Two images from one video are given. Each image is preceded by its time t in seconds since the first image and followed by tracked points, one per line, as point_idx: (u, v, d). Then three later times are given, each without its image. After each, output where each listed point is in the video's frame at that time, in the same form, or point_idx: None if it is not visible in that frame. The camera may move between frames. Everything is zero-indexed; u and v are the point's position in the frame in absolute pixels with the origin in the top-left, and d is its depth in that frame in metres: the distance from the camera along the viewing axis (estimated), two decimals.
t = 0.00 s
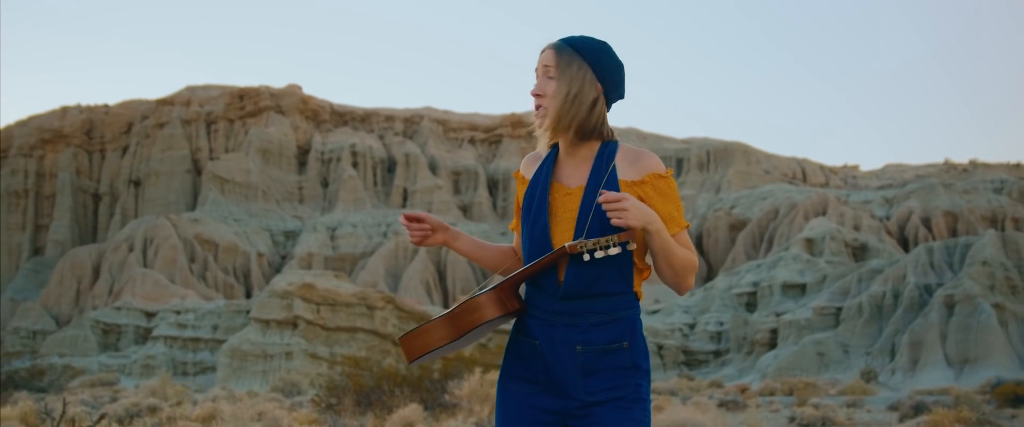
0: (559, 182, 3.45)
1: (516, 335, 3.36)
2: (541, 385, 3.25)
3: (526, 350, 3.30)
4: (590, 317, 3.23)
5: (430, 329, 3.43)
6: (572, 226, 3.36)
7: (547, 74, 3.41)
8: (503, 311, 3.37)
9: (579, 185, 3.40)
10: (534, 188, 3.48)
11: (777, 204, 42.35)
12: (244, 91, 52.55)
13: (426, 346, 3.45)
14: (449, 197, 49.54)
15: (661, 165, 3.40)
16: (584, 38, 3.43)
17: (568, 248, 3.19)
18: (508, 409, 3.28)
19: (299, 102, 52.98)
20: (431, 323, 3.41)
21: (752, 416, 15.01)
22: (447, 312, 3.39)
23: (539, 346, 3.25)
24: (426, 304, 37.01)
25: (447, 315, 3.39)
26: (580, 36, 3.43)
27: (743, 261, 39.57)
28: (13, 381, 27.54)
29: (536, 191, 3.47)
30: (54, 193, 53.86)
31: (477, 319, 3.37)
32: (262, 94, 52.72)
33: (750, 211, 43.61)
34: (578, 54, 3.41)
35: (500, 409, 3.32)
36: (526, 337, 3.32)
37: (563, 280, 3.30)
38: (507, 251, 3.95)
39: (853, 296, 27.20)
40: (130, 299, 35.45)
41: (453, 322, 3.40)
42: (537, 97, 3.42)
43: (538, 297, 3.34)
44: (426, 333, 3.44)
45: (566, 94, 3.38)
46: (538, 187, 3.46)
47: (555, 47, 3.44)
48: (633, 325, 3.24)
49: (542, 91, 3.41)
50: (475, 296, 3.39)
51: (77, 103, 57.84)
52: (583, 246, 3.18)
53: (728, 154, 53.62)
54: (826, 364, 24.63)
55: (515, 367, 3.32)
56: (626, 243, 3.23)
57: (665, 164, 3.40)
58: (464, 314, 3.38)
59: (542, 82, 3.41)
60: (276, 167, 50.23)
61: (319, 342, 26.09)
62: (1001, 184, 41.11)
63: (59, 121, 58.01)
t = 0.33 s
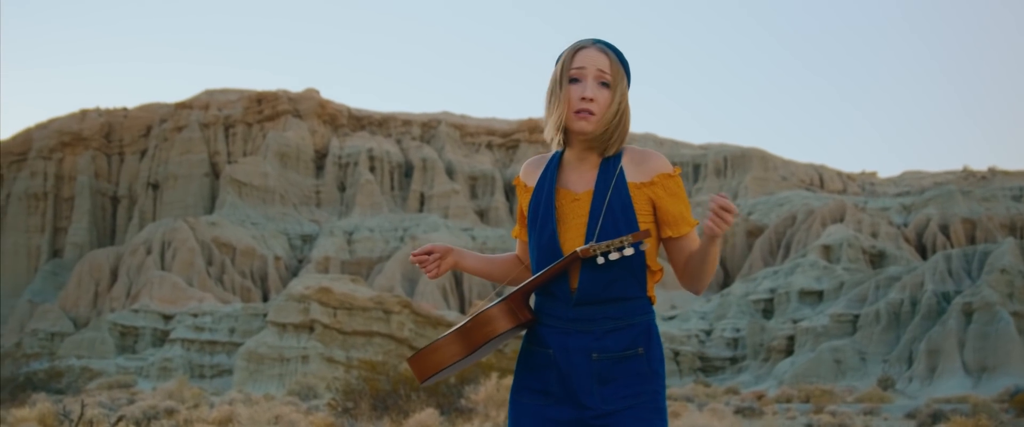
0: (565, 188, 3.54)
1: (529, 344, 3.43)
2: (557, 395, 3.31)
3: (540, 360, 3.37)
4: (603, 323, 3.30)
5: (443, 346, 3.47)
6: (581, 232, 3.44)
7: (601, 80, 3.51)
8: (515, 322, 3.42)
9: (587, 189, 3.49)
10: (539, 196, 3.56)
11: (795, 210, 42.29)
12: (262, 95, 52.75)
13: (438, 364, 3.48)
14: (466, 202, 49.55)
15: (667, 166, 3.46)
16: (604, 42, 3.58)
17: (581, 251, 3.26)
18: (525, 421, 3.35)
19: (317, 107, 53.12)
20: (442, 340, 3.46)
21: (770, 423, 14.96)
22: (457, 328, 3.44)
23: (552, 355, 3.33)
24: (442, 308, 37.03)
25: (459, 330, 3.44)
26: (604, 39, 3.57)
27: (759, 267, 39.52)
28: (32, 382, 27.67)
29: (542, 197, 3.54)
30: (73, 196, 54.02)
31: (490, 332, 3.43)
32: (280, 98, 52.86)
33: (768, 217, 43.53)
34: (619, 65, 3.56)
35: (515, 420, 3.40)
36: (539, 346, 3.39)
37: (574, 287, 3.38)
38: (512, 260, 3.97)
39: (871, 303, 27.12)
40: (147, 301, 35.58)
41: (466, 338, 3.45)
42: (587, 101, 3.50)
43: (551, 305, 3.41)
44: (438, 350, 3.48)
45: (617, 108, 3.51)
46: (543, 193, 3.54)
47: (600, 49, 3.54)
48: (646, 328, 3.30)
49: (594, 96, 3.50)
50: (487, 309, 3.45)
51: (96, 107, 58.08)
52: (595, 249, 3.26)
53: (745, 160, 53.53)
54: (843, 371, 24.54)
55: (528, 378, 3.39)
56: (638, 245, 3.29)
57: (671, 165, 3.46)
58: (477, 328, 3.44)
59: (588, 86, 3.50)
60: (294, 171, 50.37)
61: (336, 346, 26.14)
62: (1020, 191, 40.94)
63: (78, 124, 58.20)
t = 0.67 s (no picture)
0: (594, 186, 3.49)
1: (563, 350, 3.28)
2: (594, 400, 3.16)
3: (577, 366, 3.22)
4: (643, 321, 3.15)
5: (475, 363, 3.28)
6: (614, 233, 3.41)
7: (629, 73, 3.41)
8: (553, 330, 3.26)
9: (617, 187, 3.44)
10: (566, 194, 3.50)
11: (813, 214, 42.14)
12: (280, 99, 52.92)
13: (472, 382, 3.29)
14: (483, 205, 49.60)
15: (699, 158, 3.42)
16: (629, 33, 3.50)
17: (622, 251, 3.09)
18: None
19: (335, 110, 53.35)
20: (475, 354, 3.24)
21: None
22: (491, 340, 3.23)
23: (590, 358, 3.17)
24: (460, 312, 37.07)
25: (492, 343, 3.24)
26: (629, 31, 3.48)
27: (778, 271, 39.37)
28: (53, 385, 27.80)
29: (569, 196, 3.48)
30: (93, 200, 54.25)
31: (530, 343, 3.27)
32: (298, 102, 53.03)
33: (786, 221, 43.38)
34: (646, 53, 3.46)
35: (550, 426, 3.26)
36: (576, 352, 3.23)
37: (609, 288, 3.22)
38: (527, 261, 3.93)
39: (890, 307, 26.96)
40: (167, 305, 35.77)
41: (500, 350, 3.26)
42: (615, 97, 3.39)
43: (586, 308, 3.25)
44: (470, 366, 3.27)
45: (646, 99, 3.39)
46: (571, 192, 3.48)
47: (625, 41, 3.45)
48: (686, 328, 3.17)
49: (620, 91, 3.39)
50: (519, 318, 3.26)
51: (116, 111, 58.42)
52: (638, 248, 3.10)
53: (763, 163, 53.42)
54: (862, 375, 24.49)
55: (563, 384, 3.25)
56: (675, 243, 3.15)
57: (703, 158, 3.42)
58: (515, 339, 3.25)
59: (615, 81, 3.40)
60: (312, 174, 50.54)
61: (354, 350, 26.20)
62: None
63: (98, 127, 58.44)
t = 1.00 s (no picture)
0: (606, 194, 3.67)
1: (573, 359, 3.60)
2: (604, 411, 3.49)
3: (587, 376, 3.53)
4: (656, 335, 3.45)
5: (485, 375, 3.51)
6: (627, 242, 3.59)
7: (637, 75, 3.56)
8: (562, 345, 3.53)
9: (630, 197, 3.63)
10: (578, 200, 3.67)
11: (823, 221, 42.11)
12: (291, 102, 52.98)
13: (481, 396, 3.53)
14: (492, 209, 49.57)
15: (713, 166, 3.63)
16: (635, 32, 3.64)
17: (642, 269, 3.27)
18: None
19: (346, 113, 53.53)
20: (483, 369, 3.49)
21: None
22: (502, 355, 3.46)
23: (601, 371, 3.47)
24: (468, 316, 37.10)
25: (502, 357, 3.47)
26: (636, 29, 3.62)
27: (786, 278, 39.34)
28: (61, 385, 27.85)
29: (581, 203, 3.66)
30: (103, 200, 54.28)
31: (542, 359, 3.50)
32: (309, 105, 53.19)
33: (795, 228, 43.32)
34: (654, 53, 3.61)
35: None
36: (585, 363, 3.55)
37: (622, 302, 3.50)
38: (531, 258, 4.13)
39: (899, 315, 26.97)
40: (175, 306, 35.82)
41: (508, 364, 3.49)
42: (625, 101, 3.53)
43: (597, 320, 3.54)
44: (474, 381, 3.51)
45: (657, 100, 3.53)
46: (583, 198, 3.66)
47: (631, 40, 3.60)
48: (693, 341, 3.48)
49: (631, 93, 3.53)
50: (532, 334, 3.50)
51: (127, 112, 58.58)
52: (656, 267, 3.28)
53: (773, 169, 53.32)
54: (870, 383, 24.38)
55: (572, 394, 3.58)
56: (694, 266, 3.39)
57: (717, 165, 3.63)
58: (525, 355, 3.48)
59: (624, 84, 3.55)
60: (322, 177, 50.58)
61: (362, 353, 26.23)
62: None
63: (109, 129, 58.50)
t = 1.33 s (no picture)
0: (594, 205, 3.68)
1: (557, 373, 3.60)
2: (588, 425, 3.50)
3: (571, 390, 3.53)
4: (644, 350, 3.45)
5: (470, 394, 3.58)
6: (614, 257, 3.59)
7: (628, 80, 3.57)
8: (549, 365, 3.53)
9: (618, 209, 3.63)
10: (563, 209, 3.68)
11: (822, 226, 42.11)
12: (291, 104, 53.03)
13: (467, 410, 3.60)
14: (492, 213, 49.60)
15: (705, 178, 3.65)
16: (627, 33, 3.64)
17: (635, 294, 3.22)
18: None
19: (345, 116, 53.73)
20: (468, 388, 3.55)
21: None
22: (487, 375, 3.52)
23: (584, 385, 3.48)
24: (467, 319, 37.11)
25: (487, 376, 3.53)
26: (627, 32, 3.63)
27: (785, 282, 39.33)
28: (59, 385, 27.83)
29: (567, 212, 3.67)
30: (102, 201, 54.23)
31: (531, 378, 3.53)
32: (309, 107, 53.37)
33: (794, 233, 43.32)
34: (647, 56, 3.62)
35: None
36: (570, 377, 3.54)
37: (610, 320, 3.52)
38: (512, 265, 4.14)
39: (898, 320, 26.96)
40: (174, 308, 35.83)
41: (493, 382, 3.55)
42: (614, 106, 3.53)
43: (585, 336, 3.54)
44: (463, 397, 3.58)
45: (648, 106, 3.52)
46: (569, 208, 3.66)
47: (622, 44, 3.61)
48: (678, 356, 3.50)
49: (620, 99, 3.53)
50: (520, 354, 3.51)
51: (127, 114, 58.66)
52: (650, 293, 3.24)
53: (773, 175, 53.31)
54: (868, 388, 24.36)
55: (556, 406, 3.59)
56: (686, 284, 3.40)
57: (708, 176, 3.65)
58: (514, 374, 3.51)
59: (614, 88, 3.55)
60: (321, 180, 50.59)
61: (360, 355, 26.22)
62: None
63: (109, 130, 58.51)
